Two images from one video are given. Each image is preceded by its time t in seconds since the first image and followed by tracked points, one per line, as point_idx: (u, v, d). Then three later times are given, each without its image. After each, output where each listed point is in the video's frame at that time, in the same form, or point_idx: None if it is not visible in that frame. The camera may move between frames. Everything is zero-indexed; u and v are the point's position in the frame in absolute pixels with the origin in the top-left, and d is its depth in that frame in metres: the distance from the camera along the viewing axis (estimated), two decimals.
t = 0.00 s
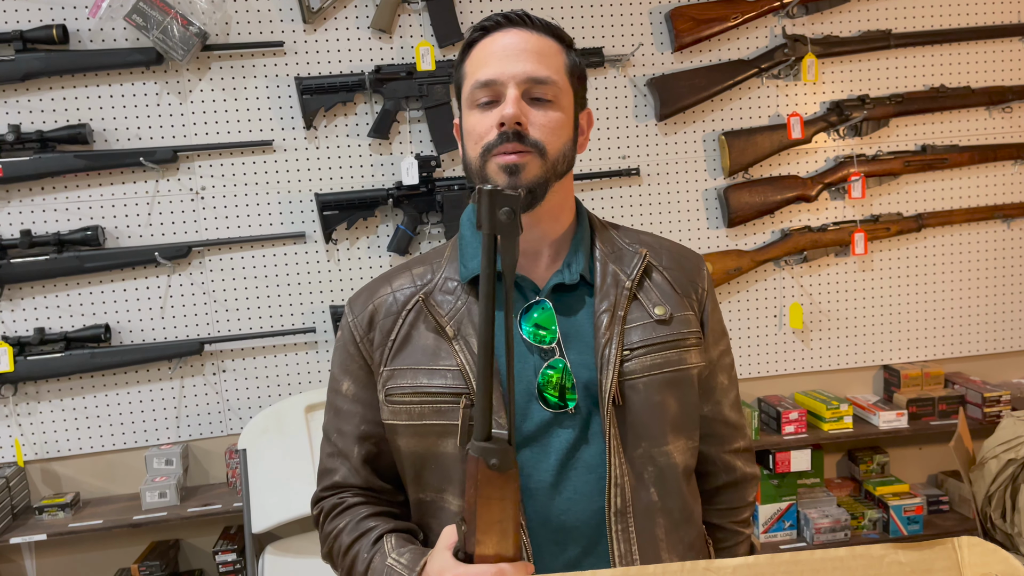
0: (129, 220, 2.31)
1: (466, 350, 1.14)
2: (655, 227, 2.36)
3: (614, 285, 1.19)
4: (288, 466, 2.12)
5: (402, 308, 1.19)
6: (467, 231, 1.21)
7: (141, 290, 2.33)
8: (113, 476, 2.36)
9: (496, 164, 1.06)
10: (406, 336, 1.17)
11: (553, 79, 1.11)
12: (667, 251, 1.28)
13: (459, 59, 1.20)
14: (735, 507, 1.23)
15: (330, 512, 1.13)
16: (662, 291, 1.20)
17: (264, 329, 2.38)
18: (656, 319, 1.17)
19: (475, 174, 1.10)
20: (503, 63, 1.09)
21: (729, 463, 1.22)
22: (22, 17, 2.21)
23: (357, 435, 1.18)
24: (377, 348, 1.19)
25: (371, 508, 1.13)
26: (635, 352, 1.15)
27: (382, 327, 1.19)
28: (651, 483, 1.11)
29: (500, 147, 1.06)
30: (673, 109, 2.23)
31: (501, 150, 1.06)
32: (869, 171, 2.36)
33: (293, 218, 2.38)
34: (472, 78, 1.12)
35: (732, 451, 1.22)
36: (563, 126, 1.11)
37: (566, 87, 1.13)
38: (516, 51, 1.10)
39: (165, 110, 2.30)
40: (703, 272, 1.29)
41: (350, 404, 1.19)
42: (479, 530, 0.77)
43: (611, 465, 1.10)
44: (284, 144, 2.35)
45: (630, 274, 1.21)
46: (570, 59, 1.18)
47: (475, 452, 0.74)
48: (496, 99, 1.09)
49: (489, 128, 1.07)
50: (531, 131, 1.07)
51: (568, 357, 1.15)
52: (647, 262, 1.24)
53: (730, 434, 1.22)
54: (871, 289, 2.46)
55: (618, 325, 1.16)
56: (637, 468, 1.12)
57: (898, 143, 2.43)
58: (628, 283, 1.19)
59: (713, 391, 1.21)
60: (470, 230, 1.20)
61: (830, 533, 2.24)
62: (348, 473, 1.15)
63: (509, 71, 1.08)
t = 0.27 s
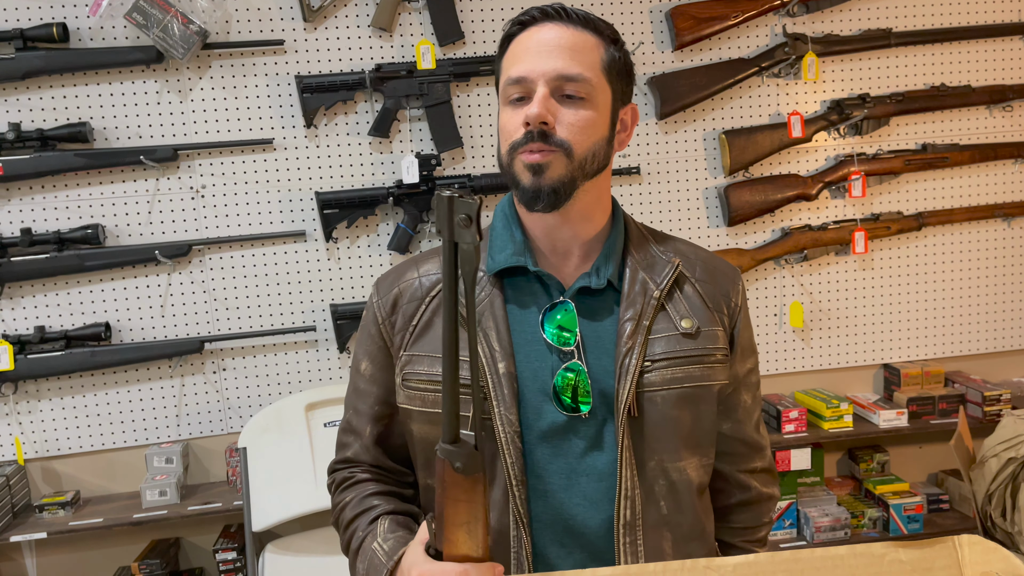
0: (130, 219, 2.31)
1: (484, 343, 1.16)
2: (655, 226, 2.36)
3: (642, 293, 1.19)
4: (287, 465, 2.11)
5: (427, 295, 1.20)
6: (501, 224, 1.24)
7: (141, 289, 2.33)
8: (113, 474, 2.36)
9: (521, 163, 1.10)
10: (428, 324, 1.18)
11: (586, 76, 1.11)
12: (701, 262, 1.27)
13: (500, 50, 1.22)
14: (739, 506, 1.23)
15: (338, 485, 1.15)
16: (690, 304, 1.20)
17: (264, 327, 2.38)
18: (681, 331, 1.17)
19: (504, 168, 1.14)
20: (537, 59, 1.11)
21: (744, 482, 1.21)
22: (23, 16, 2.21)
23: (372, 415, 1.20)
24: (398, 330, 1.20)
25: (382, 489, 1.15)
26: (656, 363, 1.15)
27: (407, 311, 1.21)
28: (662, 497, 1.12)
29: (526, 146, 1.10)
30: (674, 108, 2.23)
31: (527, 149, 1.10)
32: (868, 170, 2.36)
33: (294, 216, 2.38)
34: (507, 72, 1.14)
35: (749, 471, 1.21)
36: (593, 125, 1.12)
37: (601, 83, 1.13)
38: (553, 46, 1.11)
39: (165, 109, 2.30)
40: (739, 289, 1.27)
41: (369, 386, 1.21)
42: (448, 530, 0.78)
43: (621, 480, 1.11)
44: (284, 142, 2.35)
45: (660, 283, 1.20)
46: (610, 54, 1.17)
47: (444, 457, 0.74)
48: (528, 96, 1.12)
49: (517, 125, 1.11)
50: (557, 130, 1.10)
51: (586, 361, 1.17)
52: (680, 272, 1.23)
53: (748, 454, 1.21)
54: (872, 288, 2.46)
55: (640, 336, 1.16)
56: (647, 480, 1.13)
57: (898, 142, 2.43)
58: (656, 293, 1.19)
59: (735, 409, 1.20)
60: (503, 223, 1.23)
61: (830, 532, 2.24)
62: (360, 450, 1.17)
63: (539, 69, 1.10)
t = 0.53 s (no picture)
0: (129, 217, 2.31)
1: (489, 340, 1.18)
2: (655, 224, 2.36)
3: (652, 293, 1.17)
4: (286, 464, 2.11)
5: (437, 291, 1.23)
6: (511, 220, 1.24)
7: (140, 287, 2.32)
8: (112, 472, 2.36)
9: (526, 160, 1.11)
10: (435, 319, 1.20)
11: (593, 72, 1.11)
12: (719, 261, 1.22)
13: (513, 45, 1.22)
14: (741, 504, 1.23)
15: (354, 473, 1.20)
16: (704, 305, 1.17)
17: (264, 326, 2.38)
18: (692, 333, 1.15)
19: (512, 165, 1.15)
20: (544, 55, 1.11)
21: (761, 487, 1.20)
22: (22, 14, 2.21)
23: (384, 409, 1.23)
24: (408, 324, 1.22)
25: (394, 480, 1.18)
26: (664, 365, 1.14)
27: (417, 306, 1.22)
28: (666, 500, 1.12)
29: (531, 143, 1.11)
30: (674, 107, 2.23)
31: (531, 146, 1.10)
32: (869, 168, 2.35)
33: (293, 215, 2.37)
34: (517, 68, 1.14)
35: (767, 476, 1.20)
36: (600, 121, 1.12)
37: (610, 79, 1.13)
38: (563, 42, 1.11)
39: (165, 107, 2.29)
40: (761, 289, 1.22)
41: (381, 379, 1.24)
42: (433, 517, 0.86)
43: (623, 481, 1.11)
44: (283, 140, 2.34)
45: (672, 283, 1.18)
46: (622, 49, 1.16)
47: (425, 446, 0.82)
48: (535, 93, 1.13)
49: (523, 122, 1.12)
50: (562, 127, 1.10)
51: (592, 361, 1.16)
52: (694, 271, 1.20)
53: (767, 459, 1.19)
54: (872, 287, 2.46)
55: (649, 336, 1.14)
56: (651, 483, 1.13)
57: (899, 140, 2.43)
58: (668, 293, 1.17)
59: (753, 413, 1.18)
60: (513, 221, 1.23)
61: (830, 531, 2.24)
62: (374, 442, 1.21)
63: (546, 65, 1.10)
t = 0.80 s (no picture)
0: (128, 216, 2.31)
1: (492, 336, 1.18)
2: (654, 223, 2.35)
3: (657, 293, 1.16)
4: (285, 463, 2.11)
5: (443, 286, 1.25)
6: (517, 217, 1.24)
7: (139, 286, 2.32)
8: (110, 472, 2.36)
9: (528, 162, 1.11)
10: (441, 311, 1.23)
11: (595, 71, 1.10)
12: (727, 261, 1.22)
13: (517, 44, 1.23)
14: (744, 506, 1.22)
15: (358, 464, 1.21)
16: (710, 305, 1.17)
17: (263, 325, 2.38)
18: (698, 335, 1.14)
19: (515, 165, 1.16)
20: (545, 54, 1.11)
21: (769, 492, 1.19)
22: (21, 12, 2.21)
23: (388, 403, 1.24)
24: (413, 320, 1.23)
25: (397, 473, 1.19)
26: (669, 366, 1.13)
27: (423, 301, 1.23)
28: (670, 503, 1.11)
29: (532, 144, 1.11)
30: (673, 106, 2.23)
31: (533, 147, 1.11)
32: (868, 168, 2.35)
33: (292, 214, 2.37)
34: (520, 68, 1.15)
35: (776, 480, 1.19)
36: (602, 120, 1.11)
37: (612, 77, 1.12)
38: (565, 40, 1.11)
39: (164, 106, 2.29)
40: (770, 290, 1.21)
41: (385, 373, 1.23)
42: (425, 510, 0.88)
43: (625, 480, 1.10)
44: (282, 139, 2.34)
45: (678, 283, 1.18)
46: (625, 47, 1.15)
47: (418, 439, 0.85)
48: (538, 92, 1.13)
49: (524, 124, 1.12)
50: (563, 128, 1.10)
51: (595, 361, 1.16)
52: (701, 271, 1.20)
53: (777, 463, 1.18)
54: (872, 286, 2.46)
55: (653, 337, 1.14)
56: (655, 486, 1.12)
57: (898, 140, 2.43)
58: (673, 293, 1.17)
59: (762, 416, 1.18)
60: (519, 218, 1.23)
61: (829, 530, 2.24)
62: (378, 435, 1.22)
63: (546, 64, 1.10)
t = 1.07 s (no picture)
0: (126, 215, 2.30)
1: (496, 334, 1.17)
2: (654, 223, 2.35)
3: (665, 296, 1.16)
4: (284, 463, 2.11)
5: (448, 282, 1.24)
6: (528, 216, 1.24)
7: (137, 285, 2.31)
8: (108, 471, 2.35)
9: (540, 160, 1.11)
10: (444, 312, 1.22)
11: (610, 69, 1.10)
12: (737, 266, 1.21)
13: (531, 41, 1.22)
14: (744, 511, 1.22)
15: (359, 455, 1.21)
16: (718, 310, 1.16)
17: (261, 325, 2.37)
18: (705, 339, 1.14)
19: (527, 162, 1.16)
20: (559, 52, 1.11)
21: (771, 499, 1.19)
22: (19, 11, 2.20)
23: (390, 396, 1.23)
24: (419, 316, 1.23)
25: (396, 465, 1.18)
26: (675, 370, 1.13)
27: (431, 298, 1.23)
28: (670, 507, 1.11)
29: (545, 142, 1.11)
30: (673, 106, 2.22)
31: (546, 145, 1.11)
32: (868, 168, 2.35)
33: (291, 214, 2.37)
34: (533, 66, 1.15)
35: (779, 488, 1.18)
36: (616, 119, 1.11)
37: (627, 76, 1.12)
38: (580, 38, 1.10)
39: (162, 105, 2.28)
40: (779, 297, 1.21)
41: (388, 366, 1.22)
42: (422, 504, 0.88)
43: (626, 482, 1.10)
44: (281, 139, 2.34)
45: (686, 287, 1.17)
46: (640, 45, 1.15)
47: (415, 432, 0.85)
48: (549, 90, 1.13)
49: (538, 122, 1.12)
50: (576, 126, 1.10)
51: (600, 362, 1.16)
52: (710, 275, 1.19)
53: (781, 470, 1.18)
54: (873, 287, 2.45)
55: (659, 340, 1.13)
56: (655, 490, 1.12)
57: (898, 140, 2.43)
58: (681, 296, 1.16)
59: (767, 423, 1.17)
60: (528, 217, 1.23)
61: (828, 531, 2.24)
62: (379, 427, 1.22)
63: (561, 62, 1.10)
